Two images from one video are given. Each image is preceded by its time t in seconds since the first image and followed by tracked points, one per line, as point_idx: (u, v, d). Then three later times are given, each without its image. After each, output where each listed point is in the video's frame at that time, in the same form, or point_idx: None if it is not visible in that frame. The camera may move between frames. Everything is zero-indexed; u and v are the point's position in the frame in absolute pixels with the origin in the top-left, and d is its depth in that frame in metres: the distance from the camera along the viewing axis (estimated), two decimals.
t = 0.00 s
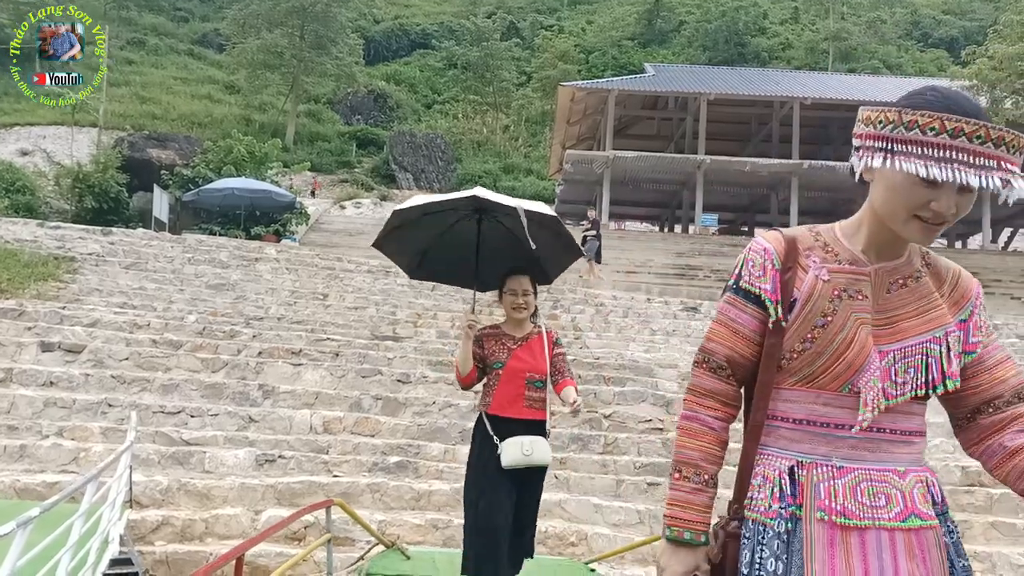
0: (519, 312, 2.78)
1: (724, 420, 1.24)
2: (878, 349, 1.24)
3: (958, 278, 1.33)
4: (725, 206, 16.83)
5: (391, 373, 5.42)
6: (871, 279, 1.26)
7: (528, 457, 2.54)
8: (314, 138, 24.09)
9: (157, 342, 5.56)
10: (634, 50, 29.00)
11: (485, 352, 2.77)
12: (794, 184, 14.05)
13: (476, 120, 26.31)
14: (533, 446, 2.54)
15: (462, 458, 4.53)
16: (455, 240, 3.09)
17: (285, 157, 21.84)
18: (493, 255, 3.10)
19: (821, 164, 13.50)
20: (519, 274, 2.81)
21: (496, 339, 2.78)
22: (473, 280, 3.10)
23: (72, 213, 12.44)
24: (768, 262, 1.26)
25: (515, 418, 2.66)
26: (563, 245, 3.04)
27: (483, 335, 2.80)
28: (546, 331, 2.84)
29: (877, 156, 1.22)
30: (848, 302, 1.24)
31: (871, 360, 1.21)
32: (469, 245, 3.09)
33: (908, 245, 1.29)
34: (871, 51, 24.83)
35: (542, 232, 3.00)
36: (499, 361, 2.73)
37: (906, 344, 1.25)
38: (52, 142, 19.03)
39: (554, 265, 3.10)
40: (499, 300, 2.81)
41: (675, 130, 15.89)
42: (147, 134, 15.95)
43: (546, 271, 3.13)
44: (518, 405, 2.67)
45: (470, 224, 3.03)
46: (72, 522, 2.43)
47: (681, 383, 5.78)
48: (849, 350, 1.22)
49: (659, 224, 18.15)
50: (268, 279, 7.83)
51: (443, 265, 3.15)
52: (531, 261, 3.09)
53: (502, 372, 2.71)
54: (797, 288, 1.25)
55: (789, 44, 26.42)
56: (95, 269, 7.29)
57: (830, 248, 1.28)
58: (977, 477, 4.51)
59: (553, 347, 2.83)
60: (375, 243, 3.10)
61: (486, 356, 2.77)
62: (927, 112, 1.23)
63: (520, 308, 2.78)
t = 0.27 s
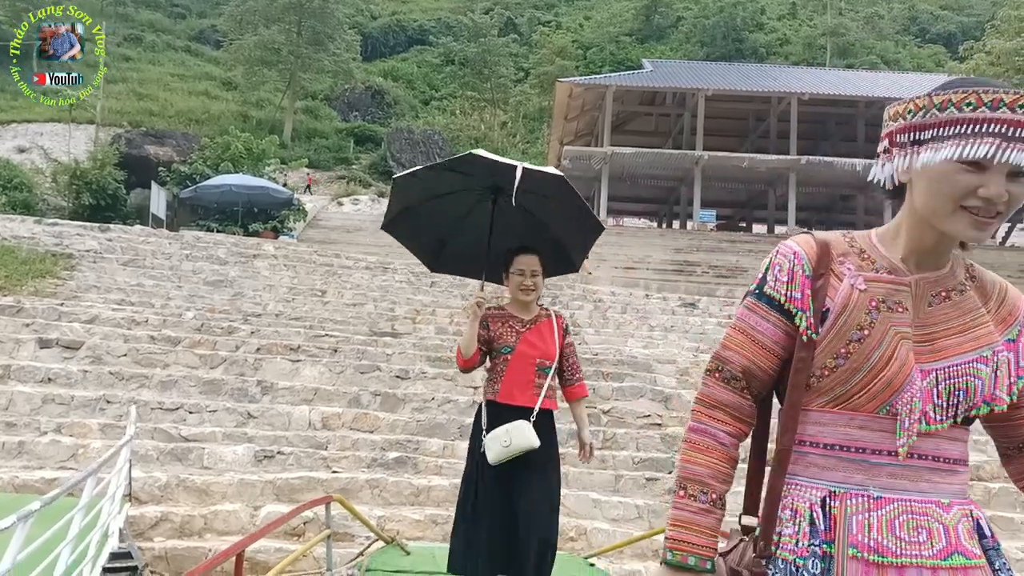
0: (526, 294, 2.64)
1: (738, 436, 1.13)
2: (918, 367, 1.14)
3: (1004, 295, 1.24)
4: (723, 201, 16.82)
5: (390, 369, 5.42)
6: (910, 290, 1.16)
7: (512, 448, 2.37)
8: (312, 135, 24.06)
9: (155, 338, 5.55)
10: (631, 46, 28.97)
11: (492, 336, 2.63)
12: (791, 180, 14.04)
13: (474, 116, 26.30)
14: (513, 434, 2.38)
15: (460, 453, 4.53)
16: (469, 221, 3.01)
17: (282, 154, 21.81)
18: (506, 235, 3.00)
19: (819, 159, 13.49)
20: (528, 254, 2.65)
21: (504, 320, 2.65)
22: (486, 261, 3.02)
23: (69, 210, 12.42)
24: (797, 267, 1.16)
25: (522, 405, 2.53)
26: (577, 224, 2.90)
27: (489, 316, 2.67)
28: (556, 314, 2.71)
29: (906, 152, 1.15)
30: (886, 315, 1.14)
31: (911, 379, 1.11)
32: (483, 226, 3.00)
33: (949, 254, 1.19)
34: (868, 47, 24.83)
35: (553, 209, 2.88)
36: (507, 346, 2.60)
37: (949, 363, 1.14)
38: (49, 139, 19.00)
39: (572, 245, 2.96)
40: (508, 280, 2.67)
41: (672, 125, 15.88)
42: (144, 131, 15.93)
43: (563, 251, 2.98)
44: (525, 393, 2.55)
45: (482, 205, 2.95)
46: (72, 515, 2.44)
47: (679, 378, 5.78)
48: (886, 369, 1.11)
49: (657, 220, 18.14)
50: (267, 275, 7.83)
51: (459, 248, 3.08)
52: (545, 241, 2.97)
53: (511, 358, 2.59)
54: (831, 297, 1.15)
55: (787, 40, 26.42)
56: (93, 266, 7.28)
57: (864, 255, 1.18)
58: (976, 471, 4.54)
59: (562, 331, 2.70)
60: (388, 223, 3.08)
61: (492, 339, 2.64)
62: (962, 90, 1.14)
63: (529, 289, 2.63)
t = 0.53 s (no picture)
0: (536, 295, 2.48)
1: (762, 493, 0.99)
2: (986, 434, 0.99)
3: None
4: (721, 197, 16.80)
5: (388, 366, 5.42)
6: (973, 343, 1.01)
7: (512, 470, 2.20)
8: (309, 131, 24.03)
9: (152, 335, 5.54)
10: (630, 41, 28.92)
11: (495, 342, 2.47)
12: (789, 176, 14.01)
13: (472, 112, 26.26)
14: (513, 455, 2.21)
15: (458, 450, 4.52)
16: (466, 209, 2.80)
17: (279, 150, 21.77)
18: (507, 222, 2.79)
19: (817, 155, 13.46)
20: (538, 253, 2.50)
21: (509, 325, 2.48)
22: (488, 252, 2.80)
23: (65, 207, 12.37)
24: (845, 313, 1.01)
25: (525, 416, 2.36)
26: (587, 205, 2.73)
27: (493, 319, 2.51)
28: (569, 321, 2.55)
29: (963, 185, 1.01)
30: (947, 371, 0.99)
31: (979, 446, 0.97)
32: (480, 215, 2.78)
33: (1010, 302, 1.06)
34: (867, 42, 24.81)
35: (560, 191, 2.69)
36: (511, 354, 2.44)
37: (1017, 430, 1.00)
38: (46, 135, 18.96)
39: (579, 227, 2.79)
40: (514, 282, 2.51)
41: (671, 121, 15.85)
42: (141, 127, 15.89)
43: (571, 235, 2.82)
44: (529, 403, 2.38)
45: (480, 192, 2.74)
46: (70, 511, 2.44)
47: (677, 375, 5.77)
48: (951, 435, 0.97)
49: (655, 216, 18.13)
50: (264, 272, 7.81)
51: (454, 238, 2.86)
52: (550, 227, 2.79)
53: (512, 368, 2.42)
54: (884, 349, 1.00)
55: (785, 35, 26.38)
56: (90, 263, 7.27)
57: (918, 302, 1.03)
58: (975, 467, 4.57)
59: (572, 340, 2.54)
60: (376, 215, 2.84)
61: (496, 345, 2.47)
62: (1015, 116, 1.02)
63: (537, 293, 2.48)
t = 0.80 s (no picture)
0: (546, 275, 2.11)
1: None
2: None
3: None
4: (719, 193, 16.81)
5: (385, 362, 5.42)
6: None
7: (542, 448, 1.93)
8: (306, 128, 24.00)
9: (149, 332, 5.53)
10: (627, 37, 28.89)
11: (495, 322, 2.11)
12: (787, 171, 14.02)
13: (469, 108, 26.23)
14: (544, 436, 1.94)
15: (456, 446, 4.52)
16: (445, 166, 2.34)
17: (276, 146, 21.73)
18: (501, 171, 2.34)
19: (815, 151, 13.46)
20: (544, 225, 2.10)
21: (513, 305, 2.12)
22: (483, 205, 2.37)
23: (62, 204, 12.32)
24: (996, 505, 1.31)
25: (530, 401, 2.01)
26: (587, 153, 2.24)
27: (495, 297, 2.16)
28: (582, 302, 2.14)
29: None
30: None
31: None
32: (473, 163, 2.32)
33: None
34: (864, 38, 24.81)
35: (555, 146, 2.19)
36: (516, 334, 2.08)
37: None
38: (42, 133, 18.92)
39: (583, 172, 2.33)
40: (520, 260, 2.14)
41: (669, 117, 15.84)
42: (138, 123, 15.86)
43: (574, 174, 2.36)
44: (536, 390, 2.02)
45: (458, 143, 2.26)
46: (66, 508, 2.44)
47: (675, 371, 5.76)
48: None
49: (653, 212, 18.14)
50: (261, 269, 7.80)
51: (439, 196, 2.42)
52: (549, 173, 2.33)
53: (516, 349, 2.06)
54: None
55: (783, 30, 26.37)
56: (87, 260, 7.25)
57: None
58: (972, 462, 4.62)
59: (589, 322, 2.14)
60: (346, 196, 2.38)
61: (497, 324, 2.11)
62: None
63: (546, 272, 2.10)
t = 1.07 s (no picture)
0: (549, 276, 1.82)
1: None
2: None
3: None
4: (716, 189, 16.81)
5: (382, 358, 5.43)
6: None
7: (559, 469, 1.66)
8: (304, 125, 24.00)
9: (146, 329, 5.54)
10: (624, 33, 28.89)
11: (493, 326, 1.80)
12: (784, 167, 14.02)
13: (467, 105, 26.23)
14: (561, 454, 1.67)
15: (453, 442, 4.54)
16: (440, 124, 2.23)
17: (274, 143, 21.71)
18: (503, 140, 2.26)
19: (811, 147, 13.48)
20: (552, 219, 1.83)
21: (515, 307, 1.80)
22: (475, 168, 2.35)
23: (60, 201, 12.30)
24: None
25: (537, 413, 1.72)
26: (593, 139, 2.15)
27: (493, 299, 1.85)
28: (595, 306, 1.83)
29: None
30: None
31: None
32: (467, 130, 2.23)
33: None
34: (861, 34, 24.81)
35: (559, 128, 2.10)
36: (520, 338, 1.76)
37: None
38: (39, 131, 18.89)
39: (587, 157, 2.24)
40: (521, 258, 1.85)
41: (666, 113, 15.83)
42: (135, 121, 15.85)
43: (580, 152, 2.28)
44: (540, 399, 1.72)
45: (459, 112, 2.17)
46: (58, 506, 2.44)
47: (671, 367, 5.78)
48: None
49: (651, 209, 18.14)
50: (259, 266, 7.81)
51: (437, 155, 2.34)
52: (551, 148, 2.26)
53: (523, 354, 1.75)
54: None
55: (780, 27, 26.37)
56: (84, 257, 7.25)
57: None
58: (967, 457, 4.65)
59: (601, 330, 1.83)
60: (332, 155, 2.27)
61: (496, 326, 1.80)
62: None
63: (550, 275, 1.81)
